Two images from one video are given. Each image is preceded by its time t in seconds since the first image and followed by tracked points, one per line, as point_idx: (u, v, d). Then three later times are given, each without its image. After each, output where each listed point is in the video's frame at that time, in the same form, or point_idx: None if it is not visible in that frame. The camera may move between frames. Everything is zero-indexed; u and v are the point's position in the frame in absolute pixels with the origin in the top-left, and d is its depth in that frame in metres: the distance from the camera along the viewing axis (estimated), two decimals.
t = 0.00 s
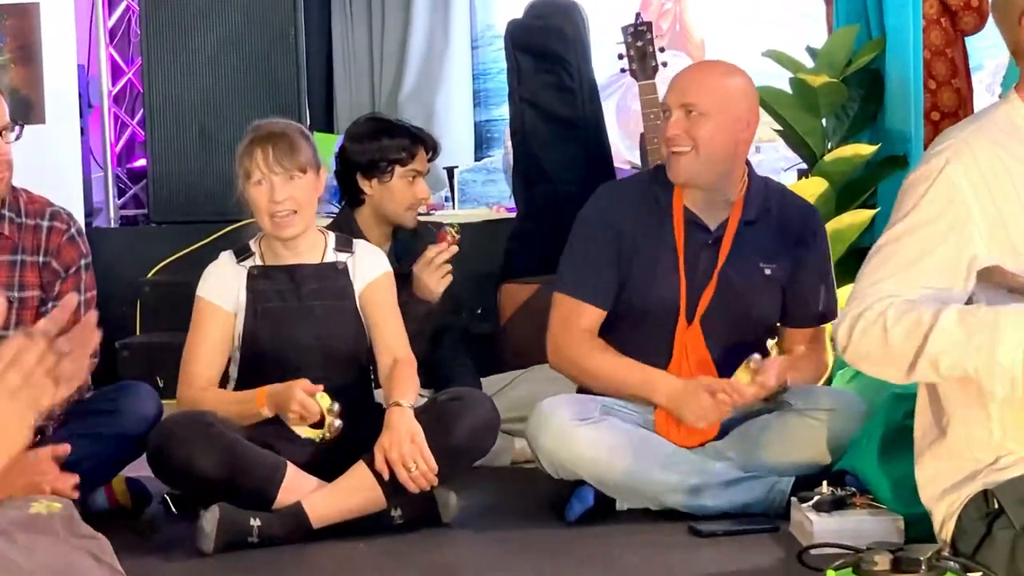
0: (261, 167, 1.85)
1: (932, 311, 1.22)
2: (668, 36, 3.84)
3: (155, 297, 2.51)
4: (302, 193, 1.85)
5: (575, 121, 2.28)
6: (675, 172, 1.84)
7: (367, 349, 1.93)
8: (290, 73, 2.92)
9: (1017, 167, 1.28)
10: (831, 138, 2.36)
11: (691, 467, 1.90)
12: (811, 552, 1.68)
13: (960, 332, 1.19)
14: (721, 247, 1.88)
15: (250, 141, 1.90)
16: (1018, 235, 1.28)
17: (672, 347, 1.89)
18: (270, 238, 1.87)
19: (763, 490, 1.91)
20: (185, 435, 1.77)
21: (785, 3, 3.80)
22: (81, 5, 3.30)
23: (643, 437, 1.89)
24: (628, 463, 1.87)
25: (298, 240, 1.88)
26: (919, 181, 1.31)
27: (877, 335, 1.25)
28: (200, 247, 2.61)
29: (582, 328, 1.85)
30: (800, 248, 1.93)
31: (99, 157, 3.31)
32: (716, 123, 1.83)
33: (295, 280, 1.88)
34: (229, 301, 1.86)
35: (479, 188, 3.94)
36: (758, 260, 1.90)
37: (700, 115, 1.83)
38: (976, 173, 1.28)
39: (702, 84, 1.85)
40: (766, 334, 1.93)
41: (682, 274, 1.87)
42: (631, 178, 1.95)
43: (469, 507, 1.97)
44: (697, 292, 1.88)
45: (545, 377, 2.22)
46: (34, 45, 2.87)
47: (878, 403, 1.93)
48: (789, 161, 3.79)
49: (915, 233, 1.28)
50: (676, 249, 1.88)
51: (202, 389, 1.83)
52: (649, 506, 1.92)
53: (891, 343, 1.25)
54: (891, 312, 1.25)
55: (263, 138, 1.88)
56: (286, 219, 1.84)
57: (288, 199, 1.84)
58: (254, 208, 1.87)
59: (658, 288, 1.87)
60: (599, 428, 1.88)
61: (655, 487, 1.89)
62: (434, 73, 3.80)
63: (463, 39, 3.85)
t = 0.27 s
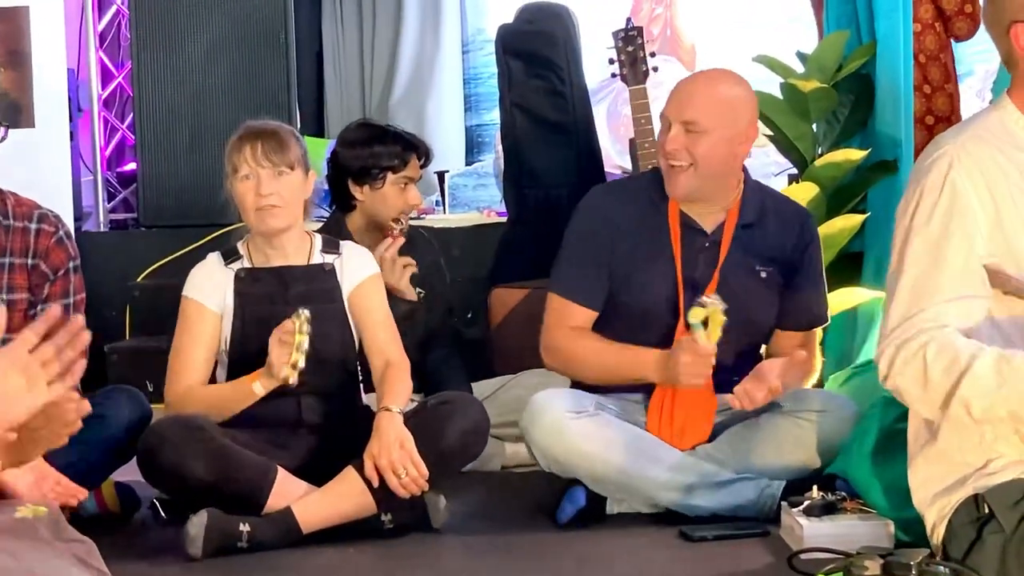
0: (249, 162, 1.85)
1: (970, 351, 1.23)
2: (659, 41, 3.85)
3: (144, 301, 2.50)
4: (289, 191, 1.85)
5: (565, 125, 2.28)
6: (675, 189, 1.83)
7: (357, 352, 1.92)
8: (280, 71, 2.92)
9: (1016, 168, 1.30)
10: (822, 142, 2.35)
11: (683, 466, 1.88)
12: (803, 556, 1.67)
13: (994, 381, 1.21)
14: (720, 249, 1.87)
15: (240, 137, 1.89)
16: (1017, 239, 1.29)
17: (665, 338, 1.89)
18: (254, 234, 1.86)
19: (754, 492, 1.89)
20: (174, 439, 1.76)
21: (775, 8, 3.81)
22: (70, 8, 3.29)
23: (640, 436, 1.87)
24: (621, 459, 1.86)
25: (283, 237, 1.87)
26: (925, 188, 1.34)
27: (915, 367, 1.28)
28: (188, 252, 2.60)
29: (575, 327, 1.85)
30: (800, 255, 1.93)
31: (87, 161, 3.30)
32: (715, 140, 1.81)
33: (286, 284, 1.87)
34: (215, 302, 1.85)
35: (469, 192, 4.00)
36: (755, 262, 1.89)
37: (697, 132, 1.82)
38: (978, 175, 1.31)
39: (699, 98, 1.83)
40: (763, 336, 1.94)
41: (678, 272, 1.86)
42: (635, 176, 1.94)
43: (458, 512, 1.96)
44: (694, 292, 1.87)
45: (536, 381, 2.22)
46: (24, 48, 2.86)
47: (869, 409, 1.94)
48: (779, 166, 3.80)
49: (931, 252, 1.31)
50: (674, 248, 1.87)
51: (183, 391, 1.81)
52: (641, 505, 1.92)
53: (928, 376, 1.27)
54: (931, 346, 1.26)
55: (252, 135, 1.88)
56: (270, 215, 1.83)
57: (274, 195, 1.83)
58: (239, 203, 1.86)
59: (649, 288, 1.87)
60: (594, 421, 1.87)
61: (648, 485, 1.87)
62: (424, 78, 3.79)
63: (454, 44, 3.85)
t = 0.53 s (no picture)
0: (245, 166, 1.84)
1: (917, 318, 1.16)
2: (652, 45, 3.84)
3: (136, 304, 2.49)
4: (284, 198, 1.85)
5: (558, 128, 2.28)
6: (638, 181, 1.84)
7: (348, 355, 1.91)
8: (274, 73, 2.91)
9: (1012, 170, 1.24)
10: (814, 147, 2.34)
11: (674, 472, 1.88)
12: (796, 559, 1.67)
13: (944, 346, 1.13)
14: (685, 252, 1.88)
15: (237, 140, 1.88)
16: (1008, 239, 1.22)
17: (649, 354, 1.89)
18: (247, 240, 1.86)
19: (747, 496, 1.90)
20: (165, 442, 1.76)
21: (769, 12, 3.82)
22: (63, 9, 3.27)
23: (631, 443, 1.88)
24: (613, 468, 1.86)
25: (276, 243, 1.86)
26: (909, 185, 1.28)
27: (864, 342, 1.20)
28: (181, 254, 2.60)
29: (557, 349, 1.87)
30: (766, 247, 1.93)
31: (81, 162, 3.30)
32: (671, 126, 1.82)
33: (278, 287, 1.86)
34: (204, 305, 1.84)
35: (463, 195, 3.98)
36: (721, 260, 1.90)
37: (655, 121, 1.82)
38: (970, 173, 1.24)
39: (652, 86, 1.83)
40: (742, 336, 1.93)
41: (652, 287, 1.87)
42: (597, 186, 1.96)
43: (450, 514, 1.96)
44: (670, 295, 1.88)
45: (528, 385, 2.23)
46: (17, 49, 2.85)
47: (863, 413, 1.96)
48: (774, 170, 3.80)
49: (905, 234, 1.24)
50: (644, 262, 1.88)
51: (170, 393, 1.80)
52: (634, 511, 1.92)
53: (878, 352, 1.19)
54: (879, 318, 1.20)
55: (249, 140, 1.87)
56: (261, 223, 1.83)
57: (265, 202, 1.83)
58: (232, 207, 1.86)
59: (634, 295, 1.87)
60: (585, 431, 1.86)
61: (640, 494, 1.88)
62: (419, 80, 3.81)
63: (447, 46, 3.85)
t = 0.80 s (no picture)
0: (248, 168, 1.85)
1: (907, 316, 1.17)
2: (648, 50, 3.84)
3: (132, 309, 2.49)
4: (284, 199, 1.85)
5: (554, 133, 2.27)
6: (608, 193, 1.84)
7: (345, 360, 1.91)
8: (269, 79, 2.91)
9: (1004, 180, 1.23)
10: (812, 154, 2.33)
11: (671, 479, 1.88)
12: (795, 565, 1.67)
13: (933, 341, 1.14)
14: (644, 255, 1.88)
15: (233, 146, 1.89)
16: (999, 246, 1.23)
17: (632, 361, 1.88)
18: (244, 243, 1.85)
19: (743, 502, 1.90)
20: (161, 447, 1.75)
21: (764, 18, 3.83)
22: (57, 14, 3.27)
23: (629, 451, 1.86)
24: (611, 476, 1.85)
25: (273, 244, 1.86)
26: (900, 194, 1.27)
27: (855, 345, 1.21)
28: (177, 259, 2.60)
29: (542, 367, 1.87)
30: (722, 242, 1.91)
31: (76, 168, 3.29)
32: (626, 135, 1.86)
33: (274, 292, 1.86)
34: (201, 310, 1.85)
35: (459, 201, 3.97)
36: (677, 256, 1.89)
37: (616, 133, 1.86)
38: (961, 182, 1.23)
39: (604, 103, 1.87)
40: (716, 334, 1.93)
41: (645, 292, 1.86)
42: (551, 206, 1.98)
43: (447, 520, 1.95)
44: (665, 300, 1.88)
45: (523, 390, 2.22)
46: (12, 55, 2.85)
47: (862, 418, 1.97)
48: (769, 175, 3.81)
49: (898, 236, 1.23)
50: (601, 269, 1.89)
51: (172, 400, 1.80)
52: (632, 518, 1.91)
53: (868, 353, 1.20)
54: (868, 323, 1.20)
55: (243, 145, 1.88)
56: (262, 223, 1.83)
57: (267, 202, 1.83)
58: (231, 210, 1.84)
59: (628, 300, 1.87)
60: (585, 440, 1.85)
61: (638, 501, 1.88)
62: (414, 84, 3.79)
63: (443, 53, 3.84)
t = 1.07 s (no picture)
0: (273, 170, 1.88)
1: (940, 344, 1.16)
2: (646, 58, 3.87)
3: (129, 316, 2.48)
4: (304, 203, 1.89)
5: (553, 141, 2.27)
6: (617, 197, 1.84)
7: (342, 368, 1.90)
8: (268, 88, 2.91)
9: (1013, 192, 1.23)
10: (810, 162, 2.32)
11: (666, 489, 1.88)
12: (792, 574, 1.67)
13: (965, 368, 1.13)
14: (642, 263, 1.89)
15: (247, 150, 1.90)
16: (1008, 256, 1.22)
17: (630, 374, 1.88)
18: (257, 244, 1.87)
19: (741, 512, 1.91)
20: (160, 457, 1.75)
21: (761, 26, 3.82)
22: (56, 20, 3.26)
23: (626, 461, 1.87)
24: (606, 489, 1.85)
25: (284, 249, 1.88)
26: (910, 211, 1.27)
27: (887, 370, 1.20)
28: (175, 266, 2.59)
29: (542, 375, 1.87)
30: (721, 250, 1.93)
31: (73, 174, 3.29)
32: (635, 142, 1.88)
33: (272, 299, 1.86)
34: (201, 321, 1.85)
35: (457, 207, 3.99)
36: (677, 264, 1.89)
37: (626, 139, 1.88)
38: (968, 196, 1.23)
39: (613, 110, 1.90)
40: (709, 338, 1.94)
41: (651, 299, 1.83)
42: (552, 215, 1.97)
43: (444, 528, 1.95)
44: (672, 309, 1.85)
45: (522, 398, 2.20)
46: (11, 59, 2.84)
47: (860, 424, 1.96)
48: (767, 183, 3.80)
49: (907, 251, 1.24)
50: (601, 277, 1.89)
51: (172, 411, 1.80)
52: (631, 528, 1.91)
53: (900, 380, 1.19)
54: (900, 345, 1.19)
55: (260, 147, 1.91)
56: (283, 226, 1.86)
57: (288, 203, 1.86)
58: (248, 209, 1.85)
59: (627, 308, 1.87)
60: (577, 452, 1.85)
61: (637, 512, 1.88)
62: (413, 90, 3.81)
63: (441, 59, 3.85)
